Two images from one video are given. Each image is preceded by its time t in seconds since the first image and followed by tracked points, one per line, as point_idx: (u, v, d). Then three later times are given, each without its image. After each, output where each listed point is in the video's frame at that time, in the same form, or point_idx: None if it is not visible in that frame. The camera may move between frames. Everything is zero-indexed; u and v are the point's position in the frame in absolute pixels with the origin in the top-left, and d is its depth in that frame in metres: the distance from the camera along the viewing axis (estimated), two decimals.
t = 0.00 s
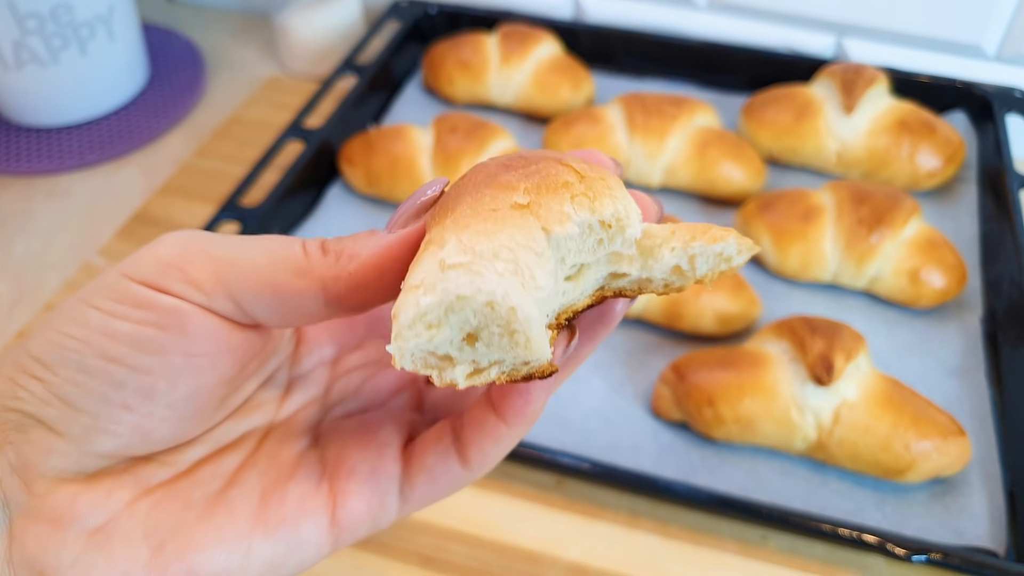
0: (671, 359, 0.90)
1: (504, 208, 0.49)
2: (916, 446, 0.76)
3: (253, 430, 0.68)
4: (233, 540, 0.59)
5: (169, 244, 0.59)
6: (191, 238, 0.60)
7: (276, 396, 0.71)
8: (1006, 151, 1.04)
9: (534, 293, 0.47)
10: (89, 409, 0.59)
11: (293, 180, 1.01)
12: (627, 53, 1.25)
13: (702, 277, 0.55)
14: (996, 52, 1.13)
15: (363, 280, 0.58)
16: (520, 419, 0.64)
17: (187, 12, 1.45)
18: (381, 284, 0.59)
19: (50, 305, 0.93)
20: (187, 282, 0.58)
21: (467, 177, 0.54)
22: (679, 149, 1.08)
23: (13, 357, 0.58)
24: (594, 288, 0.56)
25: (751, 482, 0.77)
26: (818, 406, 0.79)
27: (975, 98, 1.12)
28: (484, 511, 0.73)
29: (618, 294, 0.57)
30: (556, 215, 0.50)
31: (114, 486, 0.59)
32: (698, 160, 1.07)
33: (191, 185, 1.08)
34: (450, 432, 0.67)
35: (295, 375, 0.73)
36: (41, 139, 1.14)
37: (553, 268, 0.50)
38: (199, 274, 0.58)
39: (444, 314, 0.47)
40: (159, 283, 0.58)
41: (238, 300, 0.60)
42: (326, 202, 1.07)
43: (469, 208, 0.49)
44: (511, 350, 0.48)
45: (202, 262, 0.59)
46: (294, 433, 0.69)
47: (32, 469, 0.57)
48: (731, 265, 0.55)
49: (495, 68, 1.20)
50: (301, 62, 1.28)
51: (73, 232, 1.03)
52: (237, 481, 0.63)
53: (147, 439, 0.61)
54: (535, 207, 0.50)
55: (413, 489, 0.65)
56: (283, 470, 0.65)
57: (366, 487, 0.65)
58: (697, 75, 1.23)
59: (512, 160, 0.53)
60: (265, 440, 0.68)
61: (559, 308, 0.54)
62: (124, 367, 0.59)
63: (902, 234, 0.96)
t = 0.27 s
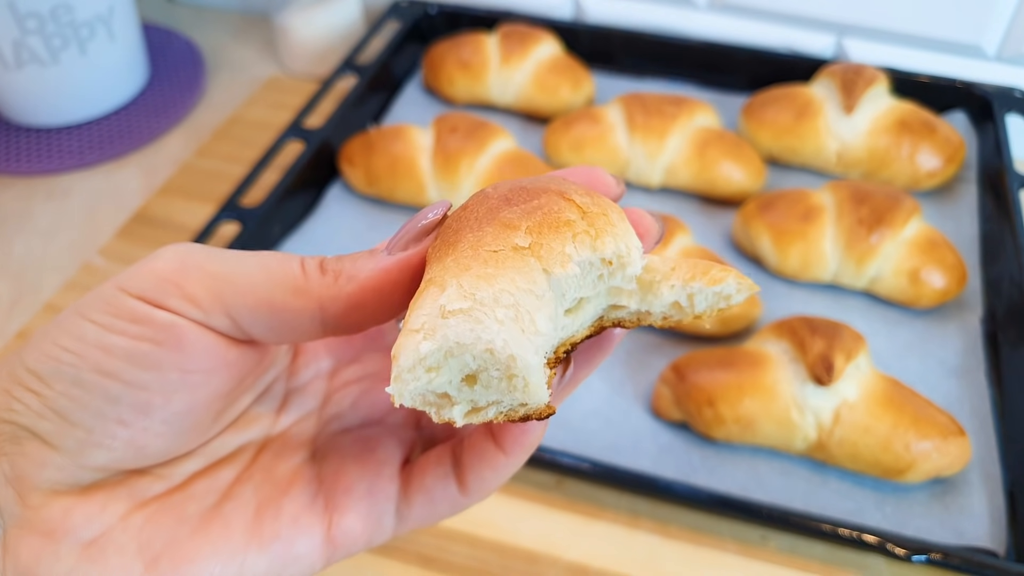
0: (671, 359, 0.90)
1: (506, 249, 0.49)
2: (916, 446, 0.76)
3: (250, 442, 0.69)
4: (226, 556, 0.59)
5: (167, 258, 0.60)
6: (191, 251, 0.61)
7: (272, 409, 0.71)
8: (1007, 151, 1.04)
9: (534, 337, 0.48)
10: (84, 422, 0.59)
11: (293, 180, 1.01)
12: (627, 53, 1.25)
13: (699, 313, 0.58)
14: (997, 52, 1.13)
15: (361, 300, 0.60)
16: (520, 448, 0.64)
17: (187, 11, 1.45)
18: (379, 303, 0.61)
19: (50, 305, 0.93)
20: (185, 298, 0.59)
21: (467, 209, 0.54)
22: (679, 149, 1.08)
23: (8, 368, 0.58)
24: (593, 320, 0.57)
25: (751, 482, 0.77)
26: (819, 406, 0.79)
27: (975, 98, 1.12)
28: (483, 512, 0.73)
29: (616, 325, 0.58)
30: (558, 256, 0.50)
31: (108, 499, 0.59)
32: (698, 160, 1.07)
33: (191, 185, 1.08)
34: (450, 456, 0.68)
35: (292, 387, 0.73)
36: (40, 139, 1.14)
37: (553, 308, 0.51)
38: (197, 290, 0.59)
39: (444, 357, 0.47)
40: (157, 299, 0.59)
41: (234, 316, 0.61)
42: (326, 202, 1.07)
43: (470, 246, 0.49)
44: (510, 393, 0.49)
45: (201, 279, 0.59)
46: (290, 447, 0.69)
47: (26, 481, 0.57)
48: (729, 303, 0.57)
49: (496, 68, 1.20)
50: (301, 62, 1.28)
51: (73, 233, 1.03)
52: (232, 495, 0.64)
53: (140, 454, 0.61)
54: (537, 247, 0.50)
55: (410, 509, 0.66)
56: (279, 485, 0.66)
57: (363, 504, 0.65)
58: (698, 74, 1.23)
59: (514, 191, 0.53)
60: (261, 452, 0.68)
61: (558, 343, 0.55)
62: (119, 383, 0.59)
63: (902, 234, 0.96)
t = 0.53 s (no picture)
0: (671, 359, 0.90)
1: (515, 275, 0.49)
2: (916, 446, 0.76)
3: (253, 451, 0.68)
4: (226, 565, 0.60)
5: (174, 271, 0.60)
6: (200, 265, 0.60)
7: (274, 419, 0.70)
8: (1006, 151, 1.04)
9: (543, 365, 0.48)
10: (86, 433, 0.59)
11: (293, 180, 1.01)
12: (627, 52, 1.24)
13: (707, 334, 0.57)
14: (996, 52, 1.13)
15: (369, 320, 0.61)
16: (524, 464, 0.64)
17: (186, 11, 1.45)
18: (386, 321, 0.62)
19: (49, 305, 0.92)
20: (191, 312, 0.59)
21: (475, 231, 0.54)
22: (679, 148, 1.08)
23: (13, 375, 0.59)
24: (601, 339, 0.57)
25: (751, 482, 0.77)
26: (819, 406, 0.79)
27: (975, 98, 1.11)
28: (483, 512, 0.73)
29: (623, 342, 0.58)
30: (567, 282, 0.50)
31: (109, 507, 0.60)
32: (698, 160, 1.06)
33: (190, 185, 1.08)
34: (453, 470, 0.68)
35: (295, 396, 0.72)
36: (40, 139, 1.14)
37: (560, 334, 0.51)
38: (204, 305, 0.59)
39: (453, 386, 0.47)
40: (163, 312, 0.58)
41: (242, 334, 0.60)
42: (326, 203, 1.07)
43: (478, 272, 0.49)
44: (518, 420, 0.49)
45: (208, 294, 0.59)
46: (292, 456, 0.69)
47: (27, 489, 0.59)
48: (735, 325, 0.57)
49: (495, 68, 1.20)
50: (300, 61, 1.28)
51: (72, 233, 1.03)
52: (233, 505, 0.64)
53: (142, 464, 0.62)
54: (546, 273, 0.50)
55: (411, 521, 0.66)
56: (281, 494, 0.65)
57: (364, 515, 0.65)
58: (697, 74, 1.23)
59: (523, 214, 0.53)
60: (263, 462, 0.68)
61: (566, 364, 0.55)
62: (123, 394, 0.59)
63: (902, 234, 0.95)
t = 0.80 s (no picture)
0: (671, 359, 0.90)
1: (516, 294, 0.49)
2: (916, 446, 0.76)
3: (255, 456, 0.69)
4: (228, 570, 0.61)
5: (180, 279, 0.59)
6: (208, 272, 0.61)
7: (277, 424, 0.71)
8: (1007, 151, 1.04)
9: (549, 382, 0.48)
10: (90, 438, 0.59)
11: (293, 180, 1.01)
12: (627, 52, 1.24)
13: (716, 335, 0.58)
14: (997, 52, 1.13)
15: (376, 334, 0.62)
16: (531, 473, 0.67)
17: (186, 11, 1.45)
18: (391, 334, 0.63)
19: (49, 305, 0.92)
20: (197, 320, 0.59)
21: (478, 250, 0.54)
22: (679, 148, 1.08)
23: (16, 379, 0.58)
24: (611, 348, 0.57)
25: (752, 483, 0.77)
26: (819, 406, 0.79)
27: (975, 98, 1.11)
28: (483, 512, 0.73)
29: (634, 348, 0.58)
30: (569, 296, 0.50)
31: (111, 512, 0.60)
32: (698, 160, 1.06)
33: (190, 185, 1.08)
34: (459, 478, 0.70)
35: (299, 401, 0.73)
36: (40, 139, 1.14)
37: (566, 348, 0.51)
38: (210, 313, 0.59)
39: (463, 407, 0.48)
40: (169, 319, 0.58)
41: (246, 342, 0.61)
42: (326, 203, 1.07)
43: (480, 293, 0.49)
44: (530, 437, 0.49)
45: (214, 302, 0.59)
46: (296, 462, 0.70)
47: (29, 493, 0.57)
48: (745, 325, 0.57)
49: (495, 68, 1.20)
50: (300, 61, 1.28)
51: (72, 233, 1.03)
52: (236, 510, 0.64)
53: (145, 471, 0.62)
54: (547, 288, 0.50)
55: (416, 526, 0.67)
56: (283, 501, 0.66)
57: (368, 522, 0.66)
58: (697, 74, 1.23)
59: (523, 231, 0.53)
60: (265, 467, 0.68)
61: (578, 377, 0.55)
62: (128, 400, 0.59)
63: (902, 234, 0.95)
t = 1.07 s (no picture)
0: (671, 359, 0.90)
1: (488, 234, 0.48)
2: (916, 446, 0.76)
3: (259, 449, 0.68)
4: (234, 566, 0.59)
5: (182, 264, 0.59)
6: (208, 256, 0.60)
7: (283, 415, 0.70)
8: (1006, 151, 1.04)
9: (496, 320, 0.47)
10: (92, 429, 0.58)
11: (293, 180, 1.01)
12: (627, 52, 1.24)
13: (685, 339, 0.53)
14: (997, 52, 1.13)
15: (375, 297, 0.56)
16: (522, 455, 0.64)
17: (186, 11, 1.45)
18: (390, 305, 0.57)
19: (49, 305, 0.92)
20: (199, 301, 0.58)
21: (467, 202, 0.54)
22: (679, 148, 1.08)
23: (19, 374, 0.57)
24: (578, 333, 0.55)
25: (752, 483, 0.77)
26: (819, 406, 0.79)
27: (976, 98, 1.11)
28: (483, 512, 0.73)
29: (604, 341, 0.56)
30: (539, 248, 0.48)
31: (115, 508, 0.59)
32: (698, 160, 1.06)
33: (190, 185, 1.08)
34: (457, 465, 0.68)
35: (303, 393, 0.72)
36: (40, 140, 1.14)
37: (526, 300, 0.49)
38: (210, 293, 0.58)
39: (405, 330, 0.46)
40: (170, 303, 0.58)
41: (249, 322, 0.59)
42: (326, 202, 1.07)
43: (454, 228, 0.48)
44: (465, 378, 0.48)
45: (214, 282, 0.58)
46: (300, 456, 0.69)
47: (33, 489, 0.56)
48: (716, 333, 0.52)
49: (495, 67, 1.20)
50: (300, 61, 1.28)
51: (72, 233, 1.03)
52: (239, 505, 0.63)
53: (149, 461, 0.60)
54: (521, 235, 0.49)
55: (418, 518, 0.66)
56: (288, 494, 0.65)
57: (371, 515, 0.64)
58: (697, 74, 1.23)
59: (516, 189, 0.52)
60: (269, 462, 0.67)
61: (534, 347, 0.53)
62: (128, 389, 0.58)
63: (902, 234, 0.96)
